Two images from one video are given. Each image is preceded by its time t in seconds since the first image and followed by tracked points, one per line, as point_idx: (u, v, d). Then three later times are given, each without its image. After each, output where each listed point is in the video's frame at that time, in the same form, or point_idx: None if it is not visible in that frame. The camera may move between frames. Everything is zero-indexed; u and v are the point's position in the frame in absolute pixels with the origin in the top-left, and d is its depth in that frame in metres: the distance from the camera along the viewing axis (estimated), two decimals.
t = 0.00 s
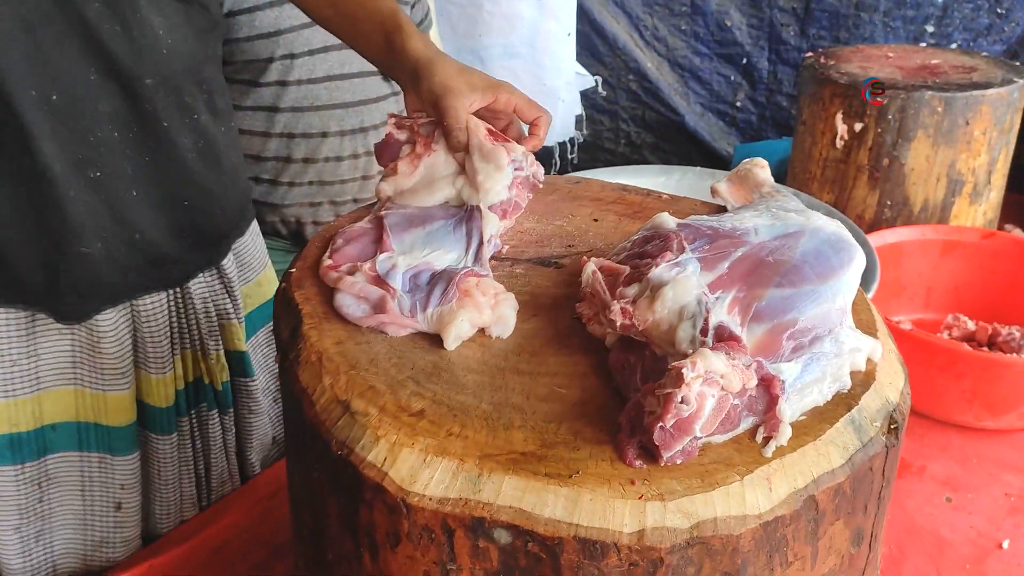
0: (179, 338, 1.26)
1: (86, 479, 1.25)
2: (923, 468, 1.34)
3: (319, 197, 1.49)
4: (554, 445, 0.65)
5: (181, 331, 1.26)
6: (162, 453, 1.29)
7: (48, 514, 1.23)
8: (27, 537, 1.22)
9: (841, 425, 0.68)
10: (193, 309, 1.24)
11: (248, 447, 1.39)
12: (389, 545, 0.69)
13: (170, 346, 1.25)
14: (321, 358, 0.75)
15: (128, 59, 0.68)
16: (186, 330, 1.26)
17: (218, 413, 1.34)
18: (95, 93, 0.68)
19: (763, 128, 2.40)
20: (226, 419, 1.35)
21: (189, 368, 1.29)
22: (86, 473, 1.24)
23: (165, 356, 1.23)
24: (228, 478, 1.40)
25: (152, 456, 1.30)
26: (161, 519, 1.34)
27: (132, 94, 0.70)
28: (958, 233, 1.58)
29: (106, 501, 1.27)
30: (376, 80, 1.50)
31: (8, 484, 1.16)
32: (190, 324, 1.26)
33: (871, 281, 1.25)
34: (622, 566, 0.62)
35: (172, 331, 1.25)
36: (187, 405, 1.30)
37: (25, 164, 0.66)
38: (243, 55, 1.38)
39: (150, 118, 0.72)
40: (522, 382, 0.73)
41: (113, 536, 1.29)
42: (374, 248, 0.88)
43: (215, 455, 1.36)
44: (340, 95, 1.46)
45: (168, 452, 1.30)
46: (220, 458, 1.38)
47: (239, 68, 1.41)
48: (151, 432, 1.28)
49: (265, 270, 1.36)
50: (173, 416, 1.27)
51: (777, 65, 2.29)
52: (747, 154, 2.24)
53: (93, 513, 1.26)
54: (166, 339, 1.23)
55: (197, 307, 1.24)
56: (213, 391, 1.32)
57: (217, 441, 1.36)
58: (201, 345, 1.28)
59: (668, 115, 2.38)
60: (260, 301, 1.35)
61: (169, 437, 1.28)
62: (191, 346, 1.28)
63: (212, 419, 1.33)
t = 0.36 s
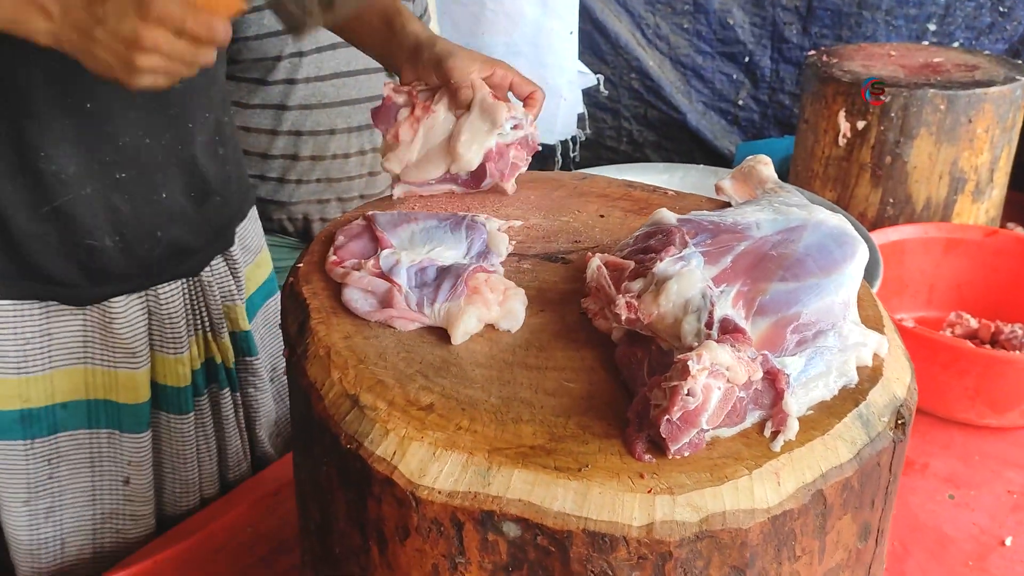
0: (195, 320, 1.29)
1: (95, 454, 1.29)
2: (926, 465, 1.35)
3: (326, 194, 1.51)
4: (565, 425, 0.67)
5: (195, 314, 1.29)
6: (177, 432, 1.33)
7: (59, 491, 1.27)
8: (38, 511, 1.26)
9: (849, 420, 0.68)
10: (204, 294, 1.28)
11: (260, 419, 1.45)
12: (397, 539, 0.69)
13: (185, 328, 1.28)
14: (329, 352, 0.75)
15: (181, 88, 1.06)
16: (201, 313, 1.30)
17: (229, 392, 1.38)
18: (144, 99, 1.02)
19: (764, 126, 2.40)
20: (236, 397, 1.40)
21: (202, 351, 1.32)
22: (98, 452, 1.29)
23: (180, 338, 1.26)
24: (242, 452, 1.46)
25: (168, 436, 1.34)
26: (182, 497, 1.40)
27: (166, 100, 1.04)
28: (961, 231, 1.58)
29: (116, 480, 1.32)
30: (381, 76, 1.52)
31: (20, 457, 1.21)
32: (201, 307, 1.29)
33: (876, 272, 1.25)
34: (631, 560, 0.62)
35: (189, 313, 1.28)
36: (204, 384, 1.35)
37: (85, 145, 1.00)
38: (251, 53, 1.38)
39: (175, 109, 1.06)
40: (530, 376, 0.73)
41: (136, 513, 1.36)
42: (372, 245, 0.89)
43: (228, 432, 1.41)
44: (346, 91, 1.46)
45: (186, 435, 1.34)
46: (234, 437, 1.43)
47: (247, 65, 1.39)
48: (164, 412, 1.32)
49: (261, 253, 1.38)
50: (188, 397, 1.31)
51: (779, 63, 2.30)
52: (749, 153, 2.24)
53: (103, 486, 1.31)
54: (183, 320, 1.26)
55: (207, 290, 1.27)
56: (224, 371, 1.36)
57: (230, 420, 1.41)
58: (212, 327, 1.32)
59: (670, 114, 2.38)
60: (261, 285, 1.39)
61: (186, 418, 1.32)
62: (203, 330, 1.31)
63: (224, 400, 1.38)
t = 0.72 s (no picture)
0: (196, 319, 1.30)
1: (94, 444, 1.31)
2: (921, 463, 1.35)
3: (322, 196, 1.50)
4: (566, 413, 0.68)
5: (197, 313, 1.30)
6: (177, 427, 1.35)
7: (59, 478, 1.29)
8: (38, 499, 1.28)
9: (842, 416, 0.69)
10: (203, 294, 1.28)
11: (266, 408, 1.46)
12: (392, 537, 0.69)
13: (185, 327, 1.29)
14: (323, 351, 0.76)
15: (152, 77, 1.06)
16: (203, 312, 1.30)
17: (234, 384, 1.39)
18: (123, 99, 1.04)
19: (760, 125, 2.41)
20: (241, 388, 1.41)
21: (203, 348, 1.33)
22: (97, 442, 1.31)
23: (179, 338, 1.27)
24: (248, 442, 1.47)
25: (168, 430, 1.36)
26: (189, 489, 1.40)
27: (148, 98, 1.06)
28: (955, 229, 1.59)
29: (115, 469, 1.34)
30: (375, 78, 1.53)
31: (20, 447, 1.22)
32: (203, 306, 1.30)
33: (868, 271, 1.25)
34: (626, 557, 0.62)
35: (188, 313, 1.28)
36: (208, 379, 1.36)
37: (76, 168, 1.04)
38: (245, 56, 1.38)
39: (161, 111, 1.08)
40: (526, 374, 0.73)
41: (131, 502, 1.37)
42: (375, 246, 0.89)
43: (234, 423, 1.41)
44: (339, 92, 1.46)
45: (190, 427, 1.35)
46: (240, 428, 1.43)
47: (241, 69, 1.40)
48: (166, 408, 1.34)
49: (265, 252, 1.38)
50: (189, 394, 1.32)
51: (774, 62, 2.30)
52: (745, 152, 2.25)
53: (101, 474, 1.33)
54: (181, 320, 1.27)
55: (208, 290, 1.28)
56: (228, 365, 1.37)
57: (233, 412, 1.42)
58: (214, 324, 1.32)
59: (665, 113, 2.38)
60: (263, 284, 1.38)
61: (185, 414, 1.33)
62: (207, 326, 1.32)
63: (229, 392, 1.39)
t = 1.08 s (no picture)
0: (164, 341, 1.35)
1: (65, 453, 1.39)
2: (915, 464, 1.35)
3: (313, 201, 1.49)
4: (554, 418, 0.68)
5: (167, 334, 1.35)
6: (145, 455, 1.40)
7: (31, 487, 1.37)
8: (13, 511, 1.35)
9: (836, 421, 0.68)
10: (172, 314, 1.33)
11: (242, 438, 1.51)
12: (383, 546, 0.68)
13: (152, 348, 1.33)
14: (314, 358, 0.75)
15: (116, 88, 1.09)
16: (174, 334, 1.35)
17: (210, 409, 1.44)
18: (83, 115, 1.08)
19: (753, 126, 2.41)
20: (217, 415, 1.46)
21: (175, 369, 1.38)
22: (67, 452, 1.39)
23: (145, 360, 1.31)
24: (225, 469, 1.51)
25: (135, 454, 1.41)
26: (159, 511, 1.46)
27: (110, 113, 1.10)
28: (948, 229, 1.59)
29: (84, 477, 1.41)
30: (365, 81, 1.51)
31: None
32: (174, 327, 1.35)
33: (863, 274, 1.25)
34: (618, 564, 0.61)
35: (158, 334, 1.33)
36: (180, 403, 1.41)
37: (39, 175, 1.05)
38: (230, 56, 1.37)
39: (126, 125, 1.12)
40: (518, 381, 0.72)
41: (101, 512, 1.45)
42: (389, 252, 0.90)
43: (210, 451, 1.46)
44: (327, 95, 1.44)
45: (157, 454, 1.40)
46: (216, 454, 1.48)
47: (227, 70, 1.39)
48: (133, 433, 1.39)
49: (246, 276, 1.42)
50: (154, 420, 1.37)
51: (766, 62, 2.30)
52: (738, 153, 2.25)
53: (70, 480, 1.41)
54: (147, 343, 1.31)
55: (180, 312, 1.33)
56: (203, 390, 1.41)
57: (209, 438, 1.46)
58: (189, 346, 1.37)
59: (658, 114, 2.38)
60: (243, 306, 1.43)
61: (151, 442, 1.39)
62: (179, 347, 1.37)
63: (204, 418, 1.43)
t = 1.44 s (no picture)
0: (137, 351, 1.34)
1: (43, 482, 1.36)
2: (906, 462, 1.35)
3: (298, 205, 1.50)
4: (544, 420, 0.68)
5: (138, 345, 1.34)
6: (123, 468, 1.37)
7: (10, 513, 1.35)
8: None
9: (824, 422, 0.68)
10: (144, 324, 1.33)
11: (218, 446, 1.51)
12: (372, 549, 0.68)
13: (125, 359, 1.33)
14: (303, 361, 0.75)
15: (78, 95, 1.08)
16: (144, 344, 1.35)
17: (183, 418, 1.44)
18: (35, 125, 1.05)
19: (745, 125, 2.41)
20: (191, 423, 1.46)
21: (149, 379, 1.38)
22: (46, 479, 1.35)
23: (120, 372, 1.31)
24: (202, 478, 1.52)
25: (112, 469, 1.38)
26: (142, 527, 1.44)
27: (66, 120, 1.08)
28: (938, 228, 1.60)
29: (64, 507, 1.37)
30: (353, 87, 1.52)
31: None
32: (144, 336, 1.34)
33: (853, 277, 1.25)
34: (607, 567, 0.61)
35: (129, 345, 1.33)
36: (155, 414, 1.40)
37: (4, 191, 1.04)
38: (216, 60, 1.36)
39: (82, 131, 1.10)
40: (507, 383, 0.72)
41: (82, 539, 1.40)
42: (354, 232, 0.95)
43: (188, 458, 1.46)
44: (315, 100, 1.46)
45: (136, 464, 1.38)
46: (194, 461, 1.49)
47: (215, 72, 1.38)
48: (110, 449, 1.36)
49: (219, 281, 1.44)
50: (133, 432, 1.36)
51: (758, 62, 2.30)
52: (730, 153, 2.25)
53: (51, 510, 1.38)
54: (119, 354, 1.31)
55: (150, 322, 1.33)
56: (176, 399, 1.42)
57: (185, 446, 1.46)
58: (158, 354, 1.37)
59: (650, 113, 2.38)
60: (221, 314, 1.45)
61: (131, 454, 1.37)
62: (149, 356, 1.36)
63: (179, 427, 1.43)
